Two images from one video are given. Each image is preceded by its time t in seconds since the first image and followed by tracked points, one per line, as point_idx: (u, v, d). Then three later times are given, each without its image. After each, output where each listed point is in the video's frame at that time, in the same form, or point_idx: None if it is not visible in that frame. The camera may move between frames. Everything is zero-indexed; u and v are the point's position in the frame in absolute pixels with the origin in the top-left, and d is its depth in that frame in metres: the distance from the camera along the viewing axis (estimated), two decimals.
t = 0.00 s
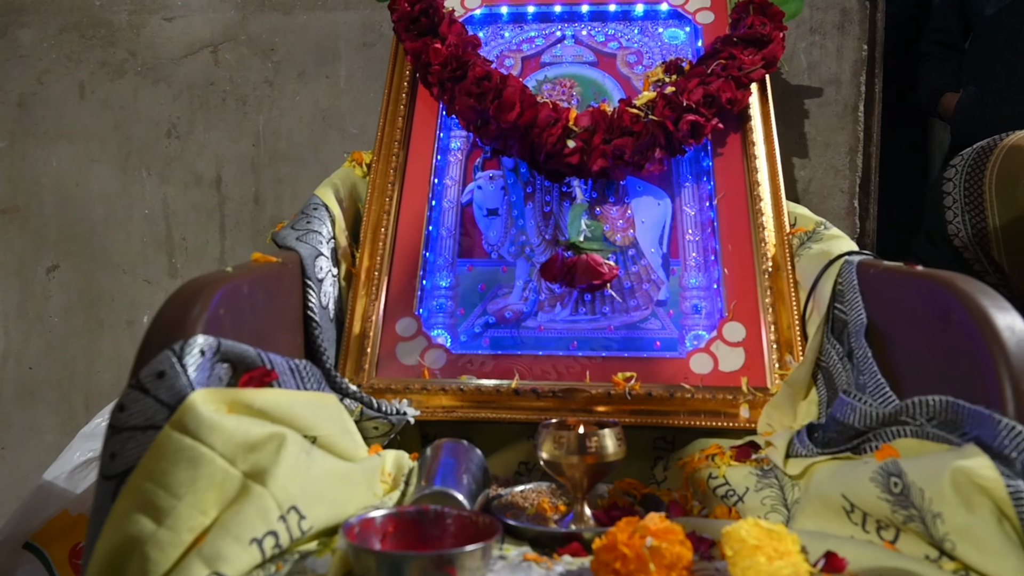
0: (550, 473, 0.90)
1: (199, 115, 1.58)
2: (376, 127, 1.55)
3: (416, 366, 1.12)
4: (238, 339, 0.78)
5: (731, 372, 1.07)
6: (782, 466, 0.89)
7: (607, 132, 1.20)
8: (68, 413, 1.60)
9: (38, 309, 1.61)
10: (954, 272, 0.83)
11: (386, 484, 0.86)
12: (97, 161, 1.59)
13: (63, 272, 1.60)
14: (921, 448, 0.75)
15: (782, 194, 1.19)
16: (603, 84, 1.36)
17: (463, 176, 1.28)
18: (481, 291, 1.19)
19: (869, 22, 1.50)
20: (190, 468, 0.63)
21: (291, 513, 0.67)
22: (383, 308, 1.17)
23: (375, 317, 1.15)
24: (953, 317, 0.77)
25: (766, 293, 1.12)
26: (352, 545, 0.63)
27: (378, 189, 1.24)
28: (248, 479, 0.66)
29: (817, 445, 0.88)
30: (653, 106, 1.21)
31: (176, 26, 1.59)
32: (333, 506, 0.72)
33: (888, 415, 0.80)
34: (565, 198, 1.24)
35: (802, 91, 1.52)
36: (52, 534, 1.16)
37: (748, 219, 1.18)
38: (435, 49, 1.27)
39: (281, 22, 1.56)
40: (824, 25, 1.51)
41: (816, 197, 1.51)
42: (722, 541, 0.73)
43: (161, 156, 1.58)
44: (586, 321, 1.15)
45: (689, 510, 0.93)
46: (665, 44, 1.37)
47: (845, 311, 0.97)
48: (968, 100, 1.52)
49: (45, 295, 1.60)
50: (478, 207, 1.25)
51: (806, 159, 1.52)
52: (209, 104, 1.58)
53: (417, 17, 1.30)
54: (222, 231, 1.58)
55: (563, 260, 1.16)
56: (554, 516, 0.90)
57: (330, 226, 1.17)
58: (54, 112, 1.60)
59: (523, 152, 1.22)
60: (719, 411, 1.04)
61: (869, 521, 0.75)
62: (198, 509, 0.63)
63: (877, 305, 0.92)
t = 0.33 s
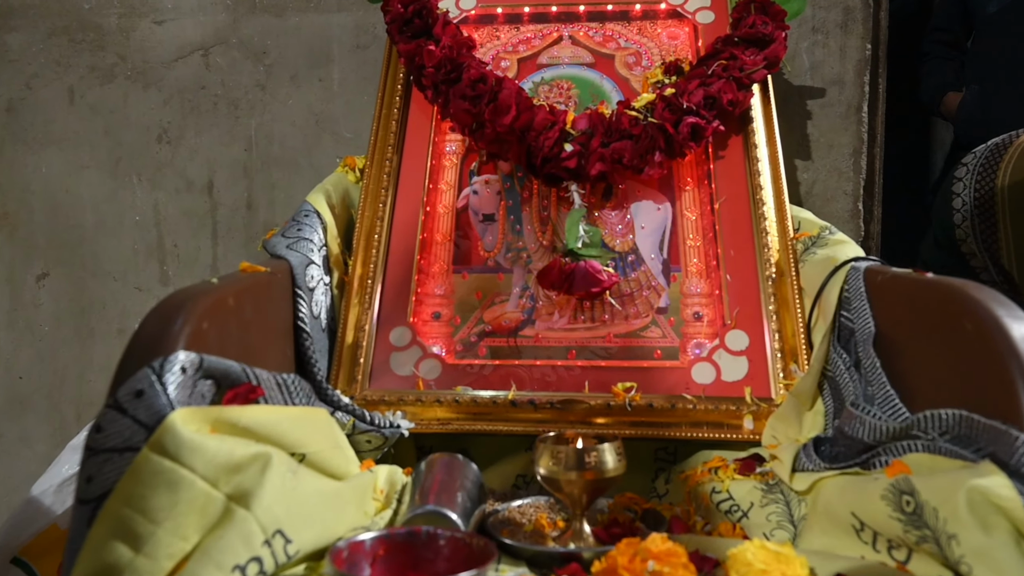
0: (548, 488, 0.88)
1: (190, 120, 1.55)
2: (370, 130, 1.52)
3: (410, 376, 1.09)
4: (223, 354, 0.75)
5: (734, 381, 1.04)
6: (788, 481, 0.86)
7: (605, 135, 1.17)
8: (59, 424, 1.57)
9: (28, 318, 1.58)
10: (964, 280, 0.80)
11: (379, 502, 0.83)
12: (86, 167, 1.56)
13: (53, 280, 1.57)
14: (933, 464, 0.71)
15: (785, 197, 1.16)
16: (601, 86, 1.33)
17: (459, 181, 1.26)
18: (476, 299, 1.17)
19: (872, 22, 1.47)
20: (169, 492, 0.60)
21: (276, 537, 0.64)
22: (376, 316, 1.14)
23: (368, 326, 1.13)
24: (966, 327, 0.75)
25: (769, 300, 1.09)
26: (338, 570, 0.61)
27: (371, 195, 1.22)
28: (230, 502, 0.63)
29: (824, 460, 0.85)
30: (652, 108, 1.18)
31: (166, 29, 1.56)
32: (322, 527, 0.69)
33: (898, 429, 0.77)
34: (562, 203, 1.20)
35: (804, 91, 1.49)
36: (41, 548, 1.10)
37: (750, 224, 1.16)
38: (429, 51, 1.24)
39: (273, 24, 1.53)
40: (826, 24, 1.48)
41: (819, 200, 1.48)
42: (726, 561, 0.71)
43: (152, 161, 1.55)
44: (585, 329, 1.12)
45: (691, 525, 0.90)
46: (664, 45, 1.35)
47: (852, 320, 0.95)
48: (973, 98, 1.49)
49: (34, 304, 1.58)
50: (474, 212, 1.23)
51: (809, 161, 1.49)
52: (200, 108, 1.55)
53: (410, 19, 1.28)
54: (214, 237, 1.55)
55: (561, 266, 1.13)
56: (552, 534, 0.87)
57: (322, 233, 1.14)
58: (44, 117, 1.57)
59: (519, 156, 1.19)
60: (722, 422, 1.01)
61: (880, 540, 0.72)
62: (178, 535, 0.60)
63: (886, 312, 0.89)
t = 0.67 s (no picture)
0: (544, 516, 0.83)
1: (178, 127, 1.51)
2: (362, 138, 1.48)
3: (401, 395, 1.06)
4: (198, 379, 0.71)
5: (737, 401, 1.01)
6: (795, 508, 0.82)
7: (602, 144, 1.13)
8: (45, 439, 1.53)
9: (13, 330, 1.54)
10: (981, 297, 0.76)
11: (366, 533, 0.79)
12: (73, 176, 1.52)
13: (38, 292, 1.53)
14: (950, 494, 0.67)
15: (789, 207, 1.12)
16: (599, 92, 1.29)
17: (452, 191, 1.23)
18: (470, 312, 1.14)
19: (876, 25, 1.43)
20: (136, 533, 0.56)
21: None
22: (366, 331, 1.11)
23: (358, 342, 1.09)
24: (983, 349, 0.71)
25: (773, 315, 1.05)
26: None
27: (362, 206, 1.18)
28: (204, 542, 0.59)
29: (834, 487, 0.81)
30: (652, 115, 1.14)
31: (154, 35, 1.52)
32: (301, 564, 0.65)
33: (912, 457, 0.74)
34: (559, 213, 1.17)
35: (807, 96, 1.45)
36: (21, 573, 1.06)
37: (753, 235, 1.12)
38: (422, 57, 1.20)
39: (263, 30, 1.50)
40: (829, 28, 1.44)
41: (824, 208, 1.44)
42: None
43: (140, 170, 1.52)
44: (583, 345, 1.08)
45: (694, 553, 0.87)
46: (663, 50, 1.31)
47: (860, 337, 0.91)
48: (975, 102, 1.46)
49: (19, 316, 1.54)
50: (468, 222, 1.20)
51: (812, 167, 1.45)
52: (188, 115, 1.51)
53: (402, 24, 1.24)
54: (203, 247, 1.51)
55: (558, 280, 1.10)
56: (549, 562, 0.84)
57: (311, 245, 1.10)
58: (29, 126, 1.54)
59: (514, 165, 1.14)
60: (726, 443, 0.97)
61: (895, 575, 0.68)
62: None
63: (896, 330, 0.85)
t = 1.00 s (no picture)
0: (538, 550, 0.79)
1: (165, 136, 1.47)
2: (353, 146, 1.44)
3: (391, 417, 1.02)
4: (167, 412, 0.67)
5: (741, 424, 0.96)
6: (804, 542, 0.79)
7: (601, 155, 1.07)
8: (27, 456, 1.49)
9: None
10: (1001, 321, 0.74)
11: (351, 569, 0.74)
12: (56, 186, 1.48)
13: (21, 305, 1.49)
14: (969, 532, 0.65)
15: (794, 219, 1.08)
16: (597, 99, 1.25)
17: (444, 203, 1.19)
18: (463, 329, 1.10)
19: (882, 29, 1.39)
20: None
21: None
22: (354, 350, 1.07)
23: (345, 362, 1.05)
24: (1003, 376, 0.69)
25: (778, 333, 1.01)
26: None
27: (351, 219, 1.14)
28: None
29: (846, 521, 0.78)
30: (651, 125, 1.08)
31: (139, 41, 1.48)
32: None
33: (928, 490, 0.71)
34: (555, 226, 1.14)
35: (811, 103, 1.41)
36: None
37: (756, 249, 1.08)
38: (413, 65, 1.16)
39: (252, 36, 1.46)
40: (834, 32, 1.40)
41: (828, 218, 1.40)
42: None
43: (125, 180, 1.48)
44: (580, 363, 1.05)
45: None
46: (662, 56, 1.27)
47: (869, 357, 0.88)
48: (980, 106, 1.42)
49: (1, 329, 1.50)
50: (461, 235, 1.16)
51: (817, 176, 1.40)
52: (175, 124, 1.47)
53: (393, 30, 1.20)
54: (190, 259, 1.47)
55: (553, 297, 1.06)
56: None
57: (297, 260, 1.06)
58: (11, 134, 1.50)
59: (508, 177, 1.10)
60: (728, 469, 0.93)
61: None
62: None
63: (910, 352, 0.82)
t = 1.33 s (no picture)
0: None
1: (147, 149, 1.42)
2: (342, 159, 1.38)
3: (378, 450, 0.97)
4: (125, 461, 0.62)
5: (748, 456, 0.92)
6: None
7: (598, 171, 1.01)
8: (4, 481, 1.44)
9: None
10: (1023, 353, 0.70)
11: None
12: (34, 201, 1.43)
13: None
14: None
15: (801, 238, 1.03)
16: (594, 112, 1.20)
17: (436, 220, 1.14)
18: (454, 354, 1.05)
19: (888, 38, 1.35)
20: None
21: None
22: (340, 377, 1.02)
23: (329, 389, 1.00)
24: None
25: (785, 358, 0.96)
26: None
27: (337, 238, 1.09)
28: None
29: (857, 567, 0.73)
30: (650, 139, 1.02)
31: (120, 51, 1.43)
32: None
33: (952, 538, 0.65)
34: (551, 244, 1.09)
35: (815, 114, 1.35)
36: None
37: (762, 269, 1.03)
38: (401, 76, 1.11)
39: (237, 45, 1.41)
40: (838, 41, 1.35)
41: (834, 232, 1.35)
42: None
43: (106, 195, 1.43)
44: (577, 391, 1.00)
45: None
46: (662, 66, 1.22)
47: (883, 388, 0.83)
48: (984, 114, 1.37)
49: None
50: (453, 254, 1.12)
51: (822, 190, 1.35)
52: (158, 136, 1.42)
53: (381, 40, 1.15)
54: (173, 276, 1.42)
55: (548, 322, 1.01)
56: None
57: (279, 283, 1.01)
58: None
59: (501, 194, 1.05)
60: (733, 505, 0.88)
61: None
62: None
63: (927, 384, 0.78)
